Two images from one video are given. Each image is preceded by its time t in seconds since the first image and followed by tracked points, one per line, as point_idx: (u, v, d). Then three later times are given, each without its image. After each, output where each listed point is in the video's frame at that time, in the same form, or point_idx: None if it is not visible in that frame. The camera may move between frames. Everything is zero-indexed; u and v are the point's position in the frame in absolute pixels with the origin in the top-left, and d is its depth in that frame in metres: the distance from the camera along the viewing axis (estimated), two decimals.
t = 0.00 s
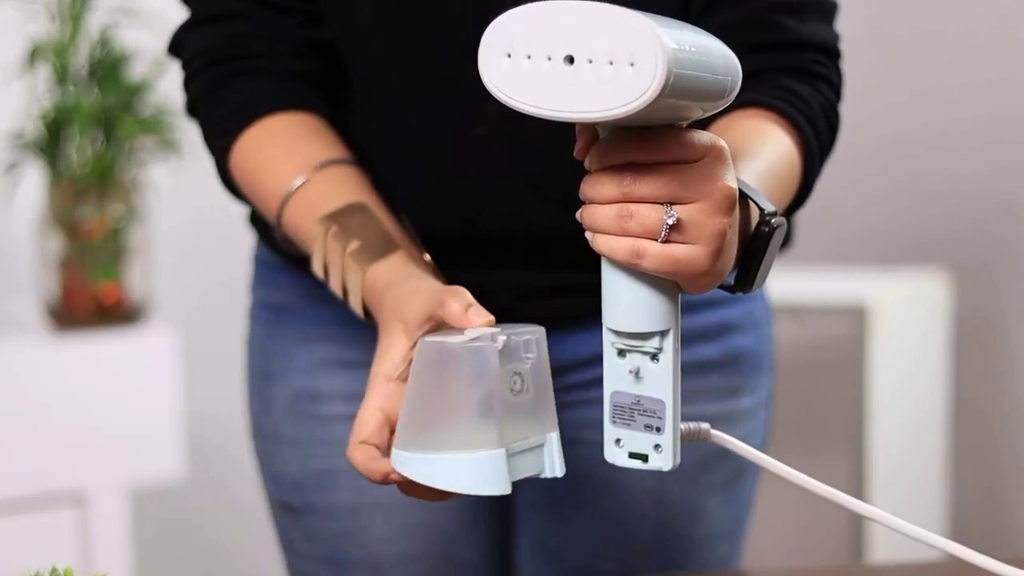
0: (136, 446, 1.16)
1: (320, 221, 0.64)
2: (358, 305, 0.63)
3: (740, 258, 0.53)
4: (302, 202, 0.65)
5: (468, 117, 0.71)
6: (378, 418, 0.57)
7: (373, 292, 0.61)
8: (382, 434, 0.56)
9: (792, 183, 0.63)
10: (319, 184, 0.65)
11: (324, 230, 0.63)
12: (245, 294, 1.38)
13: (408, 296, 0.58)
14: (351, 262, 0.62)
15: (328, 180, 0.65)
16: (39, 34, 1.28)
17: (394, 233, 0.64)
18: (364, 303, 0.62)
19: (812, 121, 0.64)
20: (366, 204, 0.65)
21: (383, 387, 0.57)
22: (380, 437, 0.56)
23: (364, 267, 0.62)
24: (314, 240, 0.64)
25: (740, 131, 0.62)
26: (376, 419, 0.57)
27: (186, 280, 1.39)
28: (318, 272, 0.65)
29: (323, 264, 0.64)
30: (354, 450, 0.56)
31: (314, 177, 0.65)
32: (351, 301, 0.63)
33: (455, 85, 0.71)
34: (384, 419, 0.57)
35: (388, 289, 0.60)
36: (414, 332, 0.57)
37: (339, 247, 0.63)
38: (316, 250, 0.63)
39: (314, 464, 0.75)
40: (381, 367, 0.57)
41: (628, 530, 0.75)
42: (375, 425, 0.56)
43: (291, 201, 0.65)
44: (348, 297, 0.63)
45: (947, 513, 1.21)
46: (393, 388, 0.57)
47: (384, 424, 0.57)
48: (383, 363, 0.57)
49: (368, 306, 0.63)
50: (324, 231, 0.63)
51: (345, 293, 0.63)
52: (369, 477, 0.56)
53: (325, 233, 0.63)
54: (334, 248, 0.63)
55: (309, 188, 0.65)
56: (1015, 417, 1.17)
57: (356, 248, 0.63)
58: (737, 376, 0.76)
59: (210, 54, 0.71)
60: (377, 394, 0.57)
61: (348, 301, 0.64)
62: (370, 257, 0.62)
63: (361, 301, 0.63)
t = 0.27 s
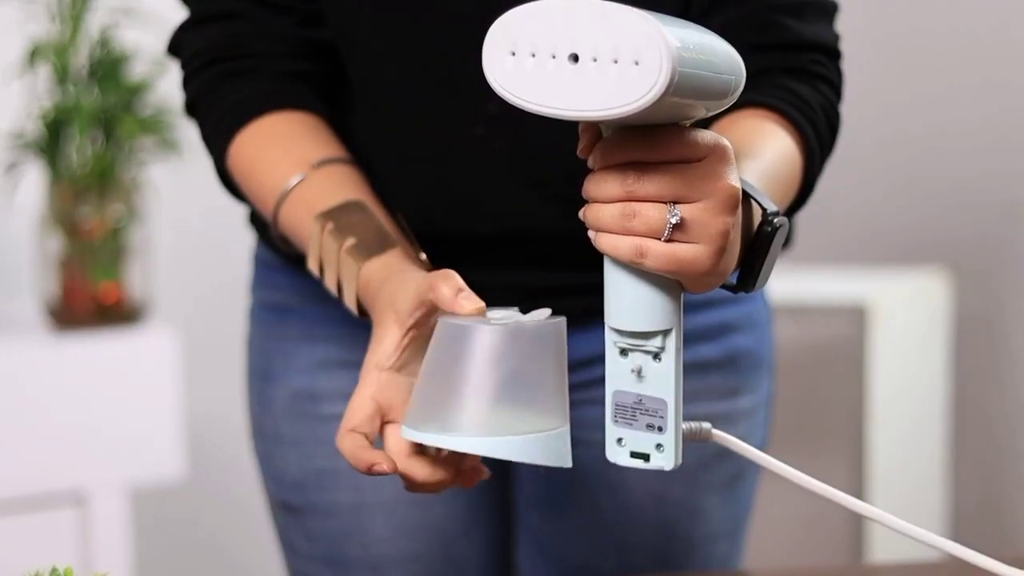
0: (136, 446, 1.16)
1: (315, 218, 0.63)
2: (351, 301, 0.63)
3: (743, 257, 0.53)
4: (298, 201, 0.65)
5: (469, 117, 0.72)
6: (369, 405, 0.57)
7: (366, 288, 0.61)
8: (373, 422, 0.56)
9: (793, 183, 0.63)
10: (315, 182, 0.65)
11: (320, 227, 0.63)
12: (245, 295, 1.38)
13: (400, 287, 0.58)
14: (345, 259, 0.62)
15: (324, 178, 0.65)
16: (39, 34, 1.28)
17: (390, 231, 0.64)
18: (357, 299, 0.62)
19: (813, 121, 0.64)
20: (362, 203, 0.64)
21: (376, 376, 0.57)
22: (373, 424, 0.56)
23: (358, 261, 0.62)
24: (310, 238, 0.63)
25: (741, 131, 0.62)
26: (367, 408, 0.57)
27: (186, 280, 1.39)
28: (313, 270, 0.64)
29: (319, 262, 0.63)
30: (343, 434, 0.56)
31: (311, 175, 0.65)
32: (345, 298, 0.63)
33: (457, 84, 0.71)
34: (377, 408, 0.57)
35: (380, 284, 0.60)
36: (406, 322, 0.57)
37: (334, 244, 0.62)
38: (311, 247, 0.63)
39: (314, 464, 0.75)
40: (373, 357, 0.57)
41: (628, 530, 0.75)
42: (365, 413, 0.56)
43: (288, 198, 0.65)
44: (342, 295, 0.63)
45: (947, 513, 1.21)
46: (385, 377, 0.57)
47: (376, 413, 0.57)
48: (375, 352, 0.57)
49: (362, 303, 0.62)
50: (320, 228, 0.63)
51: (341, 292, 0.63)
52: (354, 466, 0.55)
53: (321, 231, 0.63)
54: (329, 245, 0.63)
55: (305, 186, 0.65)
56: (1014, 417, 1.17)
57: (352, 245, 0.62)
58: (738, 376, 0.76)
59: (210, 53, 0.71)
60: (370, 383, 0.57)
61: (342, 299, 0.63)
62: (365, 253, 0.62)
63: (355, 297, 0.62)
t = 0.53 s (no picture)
0: (136, 446, 1.16)
1: (314, 219, 0.63)
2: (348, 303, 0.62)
3: (743, 257, 0.53)
4: (296, 202, 0.64)
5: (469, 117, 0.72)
6: (377, 414, 0.56)
7: (361, 289, 0.60)
8: (383, 431, 0.56)
9: (793, 185, 0.63)
10: (314, 183, 0.65)
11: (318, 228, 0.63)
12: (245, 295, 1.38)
13: (392, 287, 0.58)
14: (341, 260, 0.61)
15: (323, 179, 0.65)
16: (39, 34, 1.28)
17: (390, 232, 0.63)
18: (353, 302, 0.62)
19: (813, 122, 0.64)
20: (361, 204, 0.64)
21: (381, 383, 0.57)
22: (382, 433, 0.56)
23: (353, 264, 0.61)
24: (308, 239, 0.63)
25: (742, 133, 0.62)
26: (375, 416, 0.56)
27: (186, 281, 1.39)
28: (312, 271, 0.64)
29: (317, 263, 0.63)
30: (354, 446, 0.55)
31: (310, 176, 0.65)
32: (342, 300, 0.62)
33: (457, 83, 0.71)
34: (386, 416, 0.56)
35: (374, 285, 0.59)
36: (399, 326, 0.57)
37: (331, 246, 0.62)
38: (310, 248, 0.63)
39: (314, 464, 0.75)
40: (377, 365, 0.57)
41: (628, 530, 0.75)
42: (375, 421, 0.56)
43: (287, 199, 0.65)
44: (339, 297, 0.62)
45: (947, 514, 1.21)
46: (390, 383, 0.57)
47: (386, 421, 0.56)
48: (376, 358, 0.57)
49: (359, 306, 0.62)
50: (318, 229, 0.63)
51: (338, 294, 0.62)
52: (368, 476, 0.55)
53: (319, 232, 0.63)
54: (326, 247, 0.62)
55: (304, 187, 0.65)
56: (1015, 418, 1.17)
57: (348, 246, 0.62)
58: (738, 376, 0.76)
59: (211, 53, 0.71)
60: (375, 391, 0.57)
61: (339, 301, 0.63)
62: (359, 254, 0.61)
63: (350, 299, 0.62)
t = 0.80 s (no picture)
0: (136, 447, 1.16)
1: (302, 222, 0.64)
2: (331, 303, 0.62)
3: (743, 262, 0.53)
4: (286, 202, 0.65)
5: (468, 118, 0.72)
6: (380, 404, 0.55)
7: (345, 289, 0.61)
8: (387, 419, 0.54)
9: (792, 190, 0.63)
10: (305, 185, 0.65)
11: (306, 230, 0.63)
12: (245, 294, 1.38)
13: (379, 287, 0.59)
14: (326, 261, 0.62)
15: (314, 182, 0.65)
16: (39, 34, 1.28)
17: (377, 237, 0.64)
18: (336, 302, 0.62)
19: (812, 125, 0.64)
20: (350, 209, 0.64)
21: (380, 379, 0.56)
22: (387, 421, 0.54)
23: (339, 265, 0.62)
24: (296, 240, 0.64)
25: (741, 138, 0.62)
26: (378, 404, 0.55)
27: (186, 281, 1.39)
28: (297, 271, 0.65)
29: (303, 264, 0.64)
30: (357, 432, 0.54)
31: (301, 178, 0.65)
32: (324, 302, 0.63)
33: (457, 84, 0.71)
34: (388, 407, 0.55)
35: (357, 287, 0.60)
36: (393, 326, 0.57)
37: (318, 248, 0.63)
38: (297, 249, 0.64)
39: (315, 463, 0.75)
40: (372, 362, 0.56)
41: (629, 530, 0.75)
42: (378, 409, 0.54)
43: (276, 199, 0.65)
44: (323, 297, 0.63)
45: (947, 515, 1.21)
46: (388, 377, 0.56)
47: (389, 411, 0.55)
48: (371, 356, 0.57)
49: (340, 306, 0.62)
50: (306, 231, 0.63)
51: (322, 295, 0.63)
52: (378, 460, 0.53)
53: (306, 234, 0.63)
54: (314, 248, 0.63)
55: (295, 189, 0.65)
56: (1015, 419, 1.17)
57: (333, 248, 0.62)
58: (739, 376, 0.76)
59: (209, 53, 0.71)
60: (374, 386, 0.55)
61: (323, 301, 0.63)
62: (344, 255, 0.62)
63: (333, 299, 0.62)
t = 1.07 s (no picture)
0: (135, 447, 1.16)
1: (291, 221, 0.64)
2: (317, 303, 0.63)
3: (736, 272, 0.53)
4: (275, 201, 0.65)
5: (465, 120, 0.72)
6: (379, 410, 0.55)
7: (333, 289, 0.61)
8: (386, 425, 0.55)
9: (783, 197, 0.63)
10: (294, 184, 0.65)
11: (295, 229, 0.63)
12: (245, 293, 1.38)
13: (367, 286, 0.58)
14: (314, 260, 0.62)
15: (304, 181, 0.65)
16: (38, 33, 1.27)
17: (366, 234, 0.64)
18: (322, 301, 0.62)
19: (804, 134, 0.64)
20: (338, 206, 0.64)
21: (375, 385, 0.56)
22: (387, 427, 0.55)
23: (326, 265, 0.62)
24: (284, 239, 0.64)
25: (734, 146, 0.62)
26: (378, 411, 0.55)
27: (186, 280, 1.39)
28: (286, 269, 0.65)
29: (292, 262, 0.64)
30: (367, 426, 0.54)
31: (290, 177, 0.65)
32: (311, 302, 0.63)
33: (455, 83, 0.71)
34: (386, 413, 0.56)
35: (345, 287, 0.60)
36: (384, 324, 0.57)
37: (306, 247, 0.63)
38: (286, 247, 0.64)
39: (314, 463, 0.75)
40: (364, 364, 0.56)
41: (628, 531, 0.75)
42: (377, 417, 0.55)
43: (265, 198, 0.65)
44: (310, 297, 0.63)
45: (946, 515, 1.21)
46: (381, 378, 0.56)
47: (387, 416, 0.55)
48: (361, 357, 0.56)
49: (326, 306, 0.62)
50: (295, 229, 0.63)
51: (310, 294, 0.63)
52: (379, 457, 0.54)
53: (295, 232, 0.63)
54: (302, 247, 0.63)
55: (284, 188, 0.65)
56: (1015, 419, 1.17)
57: (321, 247, 0.62)
58: (738, 376, 0.76)
59: (202, 49, 0.71)
60: (370, 393, 0.56)
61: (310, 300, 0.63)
62: (331, 255, 0.62)
63: (320, 299, 0.62)
